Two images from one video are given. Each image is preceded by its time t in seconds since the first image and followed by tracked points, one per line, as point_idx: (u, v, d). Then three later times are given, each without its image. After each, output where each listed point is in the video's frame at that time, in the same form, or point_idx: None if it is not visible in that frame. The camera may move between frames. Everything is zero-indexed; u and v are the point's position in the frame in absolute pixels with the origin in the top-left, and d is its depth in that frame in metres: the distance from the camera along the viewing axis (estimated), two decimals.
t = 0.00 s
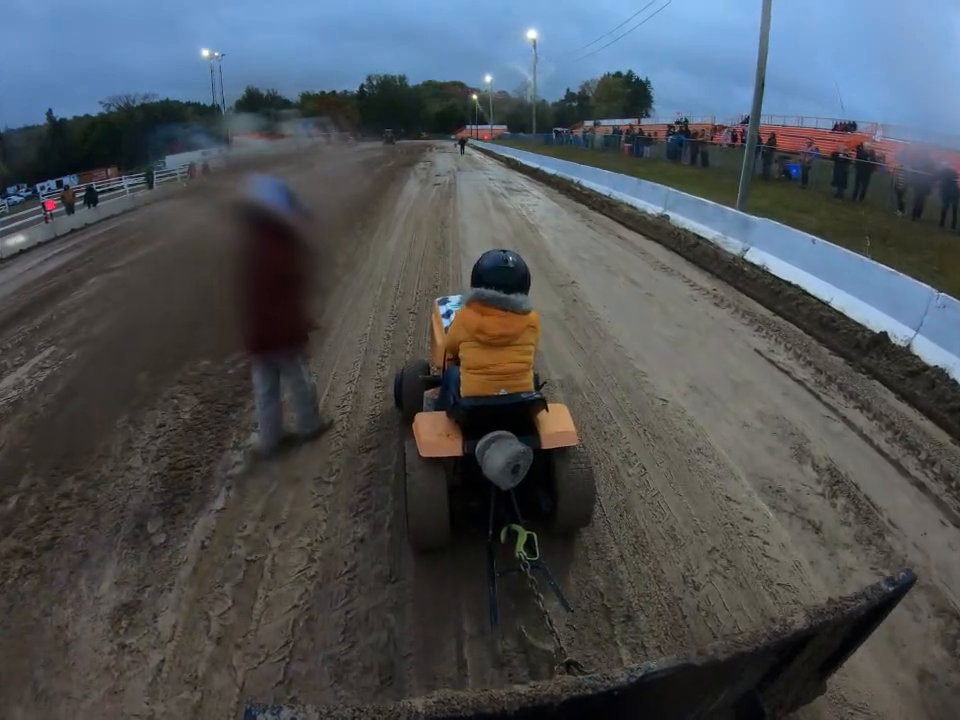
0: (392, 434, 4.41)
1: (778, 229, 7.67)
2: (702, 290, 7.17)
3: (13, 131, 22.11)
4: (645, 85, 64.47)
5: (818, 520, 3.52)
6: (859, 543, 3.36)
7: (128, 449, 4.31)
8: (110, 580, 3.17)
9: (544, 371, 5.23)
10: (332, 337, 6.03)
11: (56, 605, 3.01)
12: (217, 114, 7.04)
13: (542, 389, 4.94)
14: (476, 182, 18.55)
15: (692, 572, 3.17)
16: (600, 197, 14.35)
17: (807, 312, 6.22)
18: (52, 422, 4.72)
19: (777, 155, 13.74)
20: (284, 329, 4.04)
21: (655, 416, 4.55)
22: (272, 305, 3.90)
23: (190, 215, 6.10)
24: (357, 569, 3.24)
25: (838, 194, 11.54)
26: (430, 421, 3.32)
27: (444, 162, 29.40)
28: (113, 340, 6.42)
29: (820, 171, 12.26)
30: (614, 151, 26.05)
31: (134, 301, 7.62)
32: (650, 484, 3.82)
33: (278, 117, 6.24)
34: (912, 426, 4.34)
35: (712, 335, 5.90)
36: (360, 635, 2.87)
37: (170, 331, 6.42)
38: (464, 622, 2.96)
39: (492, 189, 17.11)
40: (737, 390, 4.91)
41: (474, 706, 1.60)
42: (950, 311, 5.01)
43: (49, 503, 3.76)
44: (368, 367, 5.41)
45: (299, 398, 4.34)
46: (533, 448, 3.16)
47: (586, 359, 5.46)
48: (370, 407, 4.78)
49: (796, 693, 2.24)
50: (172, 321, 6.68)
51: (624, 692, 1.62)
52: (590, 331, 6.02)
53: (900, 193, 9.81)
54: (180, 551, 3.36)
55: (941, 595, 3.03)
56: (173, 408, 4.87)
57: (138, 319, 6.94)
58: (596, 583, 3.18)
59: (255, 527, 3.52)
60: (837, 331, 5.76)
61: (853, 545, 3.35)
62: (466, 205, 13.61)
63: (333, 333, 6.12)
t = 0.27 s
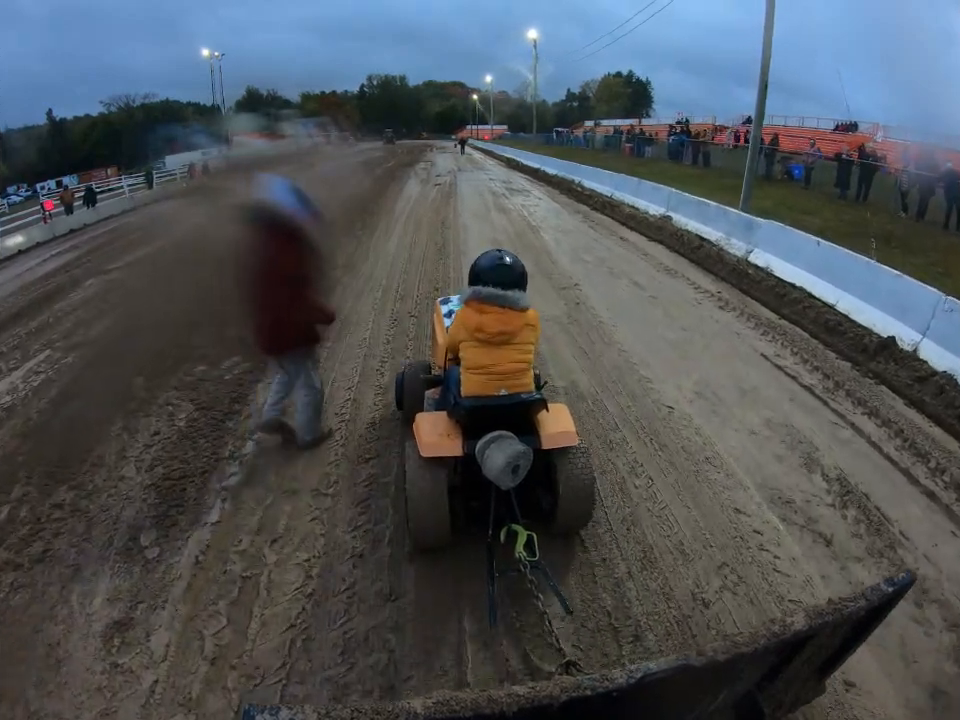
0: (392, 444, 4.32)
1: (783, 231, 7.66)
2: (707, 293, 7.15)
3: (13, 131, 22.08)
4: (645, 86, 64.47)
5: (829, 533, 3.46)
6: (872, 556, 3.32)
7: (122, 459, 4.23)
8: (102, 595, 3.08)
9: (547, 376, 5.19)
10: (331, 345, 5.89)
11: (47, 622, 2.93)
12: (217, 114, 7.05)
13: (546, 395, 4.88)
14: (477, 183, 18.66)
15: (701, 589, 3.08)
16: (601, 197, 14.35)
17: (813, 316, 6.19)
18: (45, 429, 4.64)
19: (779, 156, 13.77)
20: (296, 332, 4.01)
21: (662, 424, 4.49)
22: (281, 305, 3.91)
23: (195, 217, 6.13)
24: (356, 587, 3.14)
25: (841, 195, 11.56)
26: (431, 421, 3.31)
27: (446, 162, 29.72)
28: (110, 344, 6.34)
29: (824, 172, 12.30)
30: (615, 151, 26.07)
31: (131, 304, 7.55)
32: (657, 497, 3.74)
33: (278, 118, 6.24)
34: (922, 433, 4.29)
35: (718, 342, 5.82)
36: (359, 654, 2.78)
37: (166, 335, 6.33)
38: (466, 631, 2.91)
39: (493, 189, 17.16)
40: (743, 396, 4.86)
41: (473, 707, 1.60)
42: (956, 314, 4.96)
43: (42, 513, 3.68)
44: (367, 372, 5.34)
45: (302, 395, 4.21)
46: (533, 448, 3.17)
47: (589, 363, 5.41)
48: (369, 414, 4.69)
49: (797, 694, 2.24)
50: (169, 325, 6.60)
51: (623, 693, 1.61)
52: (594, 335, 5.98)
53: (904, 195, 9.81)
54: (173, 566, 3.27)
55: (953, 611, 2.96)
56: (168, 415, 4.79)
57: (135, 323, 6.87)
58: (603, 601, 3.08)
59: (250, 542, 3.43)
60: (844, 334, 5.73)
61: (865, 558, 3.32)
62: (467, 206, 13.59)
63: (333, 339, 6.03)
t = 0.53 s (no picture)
0: (392, 454, 4.23)
1: (787, 233, 7.65)
2: (711, 296, 7.12)
3: (13, 131, 22.07)
4: (646, 86, 64.45)
5: (840, 544, 3.38)
6: (883, 568, 3.26)
7: (116, 467, 4.16)
8: (95, 610, 3.02)
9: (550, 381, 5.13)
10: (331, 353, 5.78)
11: (39, 638, 2.87)
12: (217, 114, 7.04)
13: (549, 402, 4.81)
14: (478, 183, 18.75)
15: (711, 605, 2.99)
16: (603, 198, 14.33)
17: (819, 319, 6.15)
18: (39, 436, 4.58)
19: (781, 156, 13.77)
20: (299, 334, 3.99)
21: (668, 432, 4.41)
22: (285, 306, 3.89)
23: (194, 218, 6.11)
24: (355, 604, 3.04)
25: (845, 195, 11.55)
26: (432, 421, 3.32)
27: (447, 163, 29.95)
28: (107, 348, 6.28)
29: (826, 173, 12.29)
30: (616, 151, 26.07)
31: (129, 307, 7.49)
32: (665, 508, 3.65)
33: (278, 118, 6.24)
34: (931, 439, 4.24)
35: (725, 347, 5.76)
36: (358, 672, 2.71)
37: (163, 340, 6.26)
38: (468, 642, 2.85)
39: (494, 189, 17.23)
40: (750, 402, 4.79)
41: (473, 706, 1.60)
42: None
43: (34, 524, 3.62)
44: (366, 377, 5.29)
45: (296, 399, 4.14)
46: (534, 448, 3.17)
47: (592, 368, 5.36)
48: (368, 422, 4.61)
49: (797, 694, 2.24)
50: (166, 328, 6.54)
51: (624, 693, 1.61)
52: (598, 339, 5.92)
53: (908, 195, 9.80)
54: (168, 581, 3.19)
55: None
56: (163, 422, 4.72)
57: (133, 327, 6.81)
58: (610, 618, 2.98)
59: (247, 556, 3.34)
60: (851, 338, 5.68)
61: (876, 571, 3.25)
62: (467, 207, 13.57)
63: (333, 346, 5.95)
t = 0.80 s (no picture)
0: (392, 465, 4.14)
1: (791, 234, 7.65)
2: (715, 298, 7.10)
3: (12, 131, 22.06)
4: (646, 86, 64.46)
5: (850, 557, 3.34)
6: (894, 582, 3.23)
7: (110, 477, 4.10)
8: (88, 626, 2.96)
9: (553, 386, 5.09)
10: (331, 359, 5.70)
11: (31, 655, 2.80)
12: (217, 114, 7.04)
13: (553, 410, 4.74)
14: (479, 183, 18.83)
15: (721, 622, 2.91)
16: (604, 198, 14.33)
17: (825, 322, 6.11)
18: (33, 444, 4.53)
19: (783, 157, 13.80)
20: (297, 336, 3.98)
21: (674, 440, 4.34)
22: (284, 306, 3.89)
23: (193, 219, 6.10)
24: (354, 623, 2.94)
25: (847, 196, 11.57)
26: (433, 421, 3.32)
27: (447, 162, 30.05)
28: (103, 352, 6.23)
29: (828, 173, 12.28)
30: (616, 151, 26.07)
31: (127, 310, 7.44)
32: (673, 520, 3.56)
33: (278, 118, 6.23)
34: (939, 447, 4.20)
35: (730, 352, 5.69)
36: (360, 687, 2.64)
37: (160, 344, 6.20)
38: (469, 651, 2.81)
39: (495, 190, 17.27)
40: (757, 408, 4.73)
41: (473, 706, 1.61)
42: None
43: (27, 535, 3.57)
44: (365, 383, 5.23)
45: (290, 405, 4.09)
46: (534, 448, 3.18)
47: (595, 372, 5.32)
48: (367, 431, 4.54)
49: (796, 694, 2.24)
50: (163, 333, 6.48)
51: (623, 693, 1.62)
52: (601, 343, 5.87)
53: (911, 196, 9.79)
54: (161, 597, 3.12)
55: None
56: (158, 429, 4.66)
57: (131, 330, 6.76)
58: (617, 636, 2.89)
59: (242, 571, 3.26)
60: (857, 342, 5.64)
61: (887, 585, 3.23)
62: (467, 207, 13.55)
63: (333, 353, 5.86)
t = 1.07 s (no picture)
0: (393, 477, 4.04)
1: (795, 235, 7.64)
2: (720, 301, 7.07)
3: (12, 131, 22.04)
4: (646, 86, 64.48)
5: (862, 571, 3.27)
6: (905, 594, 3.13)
7: (104, 487, 4.01)
8: (81, 643, 2.87)
9: (556, 391, 5.03)
10: (330, 366, 5.59)
11: (22, 673, 2.72)
12: (217, 114, 7.03)
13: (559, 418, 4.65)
14: (479, 183, 18.93)
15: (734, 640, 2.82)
16: (606, 198, 14.33)
17: (831, 325, 6.07)
18: (27, 451, 4.45)
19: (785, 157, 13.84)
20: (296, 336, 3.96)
21: (682, 449, 4.25)
22: (284, 307, 3.87)
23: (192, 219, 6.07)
24: (354, 643, 2.84)
25: (850, 197, 11.60)
26: (435, 420, 3.32)
27: (447, 162, 30.06)
28: (100, 357, 6.15)
29: (831, 174, 12.30)
30: (617, 151, 26.08)
31: (124, 314, 7.39)
32: (681, 534, 3.46)
33: (278, 118, 6.23)
34: (949, 452, 4.15)
35: (737, 357, 5.63)
36: (361, 704, 2.58)
37: (156, 350, 6.11)
38: (471, 663, 2.75)
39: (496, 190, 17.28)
40: (765, 415, 4.67)
41: (473, 706, 1.60)
42: None
43: (19, 547, 3.49)
44: (364, 390, 5.15)
45: (290, 411, 4.07)
46: (536, 448, 3.18)
47: (598, 376, 5.27)
48: (366, 441, 4.46)
49: (796, 694, 2.24)
50: (160, 337, 6.40)
51: (623, 693, 1.62)
52: (606, 347, 5.82)
53: (914, 197, 9.78)
54: (155, 613, 3.03)
55: None
56: (153, 437, 4.58)
57: (128, 335, 6.69)
58: (625, 657, 2.80)
59: (238, 587, 3.16)
60: (864, 346, 5.59)
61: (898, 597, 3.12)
62: (468, 208, 13.53)
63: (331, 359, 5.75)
